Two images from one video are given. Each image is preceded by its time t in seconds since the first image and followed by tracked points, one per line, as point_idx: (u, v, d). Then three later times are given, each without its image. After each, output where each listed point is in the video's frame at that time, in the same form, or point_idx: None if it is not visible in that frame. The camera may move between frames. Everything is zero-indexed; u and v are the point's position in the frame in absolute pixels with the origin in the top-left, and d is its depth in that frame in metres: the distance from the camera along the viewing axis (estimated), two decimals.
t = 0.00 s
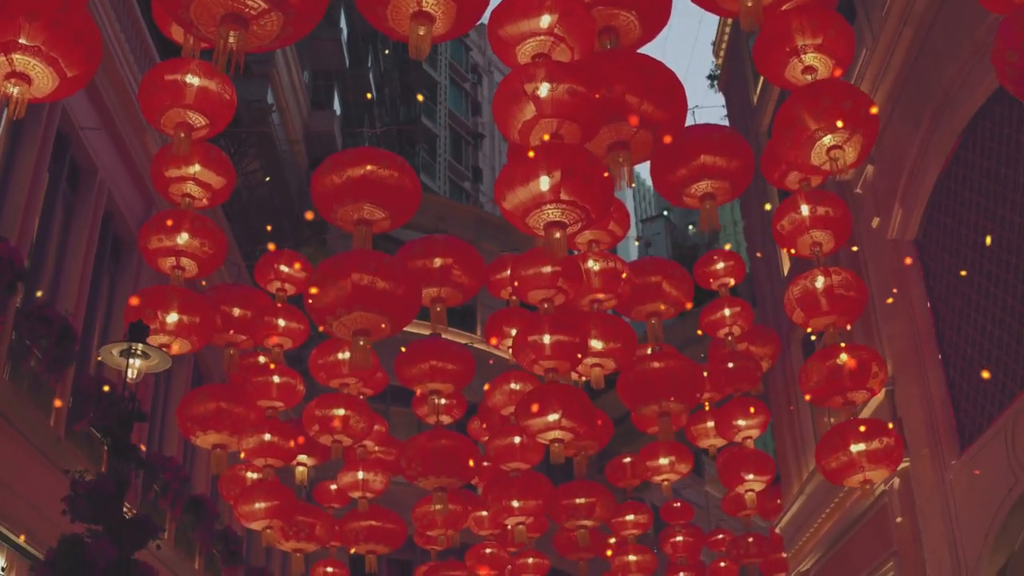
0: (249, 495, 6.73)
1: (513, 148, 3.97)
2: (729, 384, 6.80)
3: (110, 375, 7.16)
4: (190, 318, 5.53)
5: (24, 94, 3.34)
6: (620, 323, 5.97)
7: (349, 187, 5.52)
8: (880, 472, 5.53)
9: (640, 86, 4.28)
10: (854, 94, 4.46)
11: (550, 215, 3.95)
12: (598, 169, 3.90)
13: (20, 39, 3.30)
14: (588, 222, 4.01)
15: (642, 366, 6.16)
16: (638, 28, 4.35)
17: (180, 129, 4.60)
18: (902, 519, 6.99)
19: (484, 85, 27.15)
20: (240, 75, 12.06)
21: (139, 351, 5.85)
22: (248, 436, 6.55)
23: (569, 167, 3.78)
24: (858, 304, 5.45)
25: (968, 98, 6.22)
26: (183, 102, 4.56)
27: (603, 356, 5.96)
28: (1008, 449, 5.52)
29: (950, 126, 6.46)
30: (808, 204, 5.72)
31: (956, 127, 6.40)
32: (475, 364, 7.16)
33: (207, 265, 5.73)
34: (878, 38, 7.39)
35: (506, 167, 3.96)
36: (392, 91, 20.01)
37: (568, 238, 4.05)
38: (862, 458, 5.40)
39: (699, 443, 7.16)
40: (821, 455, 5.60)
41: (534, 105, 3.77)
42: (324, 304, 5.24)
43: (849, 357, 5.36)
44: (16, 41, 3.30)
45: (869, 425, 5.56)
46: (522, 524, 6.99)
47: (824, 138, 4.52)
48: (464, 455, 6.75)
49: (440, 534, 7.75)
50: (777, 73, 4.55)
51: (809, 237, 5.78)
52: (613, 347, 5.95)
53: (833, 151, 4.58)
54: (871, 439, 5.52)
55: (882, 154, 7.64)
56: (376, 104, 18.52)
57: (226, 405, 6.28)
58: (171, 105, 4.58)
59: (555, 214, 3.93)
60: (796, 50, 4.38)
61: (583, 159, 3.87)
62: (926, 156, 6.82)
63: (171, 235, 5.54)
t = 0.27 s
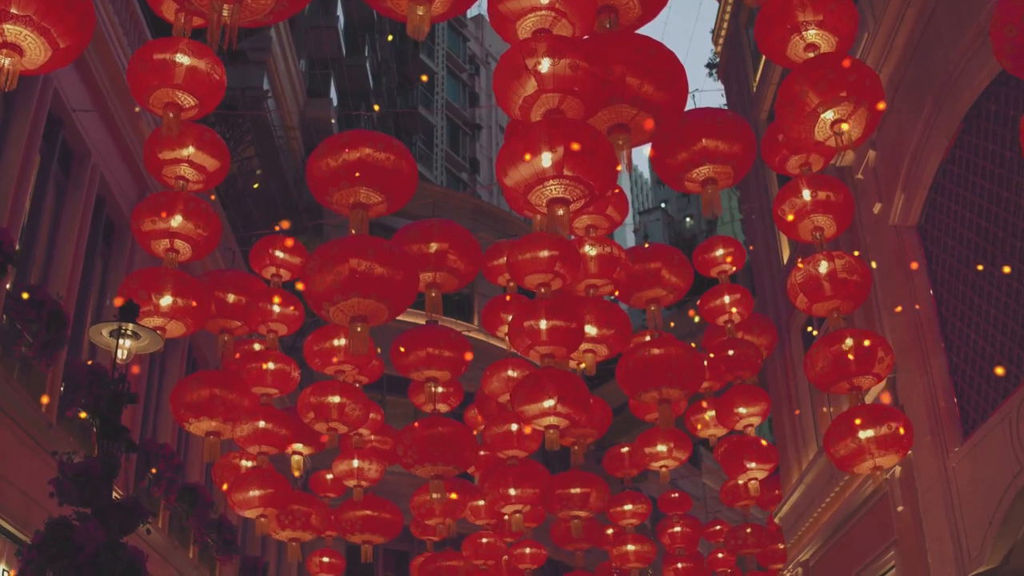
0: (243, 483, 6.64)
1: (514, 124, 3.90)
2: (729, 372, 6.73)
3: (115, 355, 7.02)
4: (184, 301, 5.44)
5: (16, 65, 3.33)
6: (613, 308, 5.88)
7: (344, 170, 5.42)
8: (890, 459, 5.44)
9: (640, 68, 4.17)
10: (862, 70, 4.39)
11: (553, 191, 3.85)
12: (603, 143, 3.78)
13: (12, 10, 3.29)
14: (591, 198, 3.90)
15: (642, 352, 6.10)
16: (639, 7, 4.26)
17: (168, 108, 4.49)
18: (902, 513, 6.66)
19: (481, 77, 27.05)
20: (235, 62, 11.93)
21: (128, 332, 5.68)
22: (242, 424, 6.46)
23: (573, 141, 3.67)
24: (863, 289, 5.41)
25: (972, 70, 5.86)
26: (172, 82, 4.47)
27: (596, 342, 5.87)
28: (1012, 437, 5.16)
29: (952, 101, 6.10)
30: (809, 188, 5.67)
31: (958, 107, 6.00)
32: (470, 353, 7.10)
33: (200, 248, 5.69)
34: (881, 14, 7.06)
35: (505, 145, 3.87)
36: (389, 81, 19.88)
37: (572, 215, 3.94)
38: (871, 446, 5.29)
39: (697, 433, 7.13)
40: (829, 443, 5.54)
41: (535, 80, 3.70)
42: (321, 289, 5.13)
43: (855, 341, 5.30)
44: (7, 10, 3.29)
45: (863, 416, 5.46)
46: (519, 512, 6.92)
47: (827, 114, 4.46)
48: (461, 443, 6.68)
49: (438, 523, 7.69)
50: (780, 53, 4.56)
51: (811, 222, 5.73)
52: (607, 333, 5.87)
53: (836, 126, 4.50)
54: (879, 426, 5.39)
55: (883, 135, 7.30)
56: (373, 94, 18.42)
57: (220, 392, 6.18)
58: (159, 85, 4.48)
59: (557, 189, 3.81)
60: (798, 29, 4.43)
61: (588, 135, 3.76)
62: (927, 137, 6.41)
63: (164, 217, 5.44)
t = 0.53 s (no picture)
0: (240, 469, 6.57)
1: (516, 99, 3.84)
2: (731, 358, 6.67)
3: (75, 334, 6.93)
4: (180, 283, 5.36)
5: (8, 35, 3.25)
6: (613, 294, 5.76)
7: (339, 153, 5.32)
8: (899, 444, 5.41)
9: (647, 47, 4.03)
10: (864, 48, 4.34)
11: (557, 165, 3.79)
12: (608, 116, 3.72)
13: None
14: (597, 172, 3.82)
15: (642, 337, 6.03)
16: None
17: (156, 86, 4.42)
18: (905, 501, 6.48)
19: (479, 67, 26.94)
20: (231, 48, 11.81)
21: (119, 311, 5.66)
22: (238, 410, 6.39)
23: (577, 113, 3.61)
24: (868, 273, 5.38)
25: (979, 50, 5.70)
26: (161, 58, 4.38)
27: (594, 328, 5.76)
28: (1020, 420, 4.98)
29: (959, 82, 5.95)
30: (812, 171, 5.60)
31: (964, 88, 5.91)
32: (468, 341, 7.03)
33: (196, 229, 5.61)
34: None
35: (507, 118, 3.81)
36: (386, 70, 19.74)
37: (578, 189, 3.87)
38: (880, 431, 5.24)
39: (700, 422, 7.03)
40: (836, 429, 5.49)
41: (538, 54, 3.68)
42: (319, 273, 4.99)
43: (860, 325, 5.28)
44: None
45: (869, 402, 5.43)
46: (517, 499, 6.86)
47: (830, 92, 4.39)
48: (459, 429, 6.62)
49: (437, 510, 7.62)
50: (784, 30, 4.58)
51: (814, 205, 5.67)
52: (604, 319, 5.76)
53: (842, 101, 4.40)
54: (885, 411, 5.39)
55: (887, 120, 7.14)
56: (370, 83, 18.32)
57: (214, 377, 6.11)
58: (147, 62, 4.40)
59: (562, 163, 3.75)
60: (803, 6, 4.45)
61: (594, 108, 3.70)
62: (932, 117, 6.30)
63: (160, 199, 5.38)
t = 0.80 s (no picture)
0: (236, 456, 6.49)
1: (518, 75, 3.81)
2: (733, 344, 6.58)
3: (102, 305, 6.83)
4: (178, 263, 5.33)
5: None
6: (613, 279, 5.58)
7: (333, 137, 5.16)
8: (904, 430, 5.35)
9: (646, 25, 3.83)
10: (869, 26, 4.26)
11: (559, 140, 3.75)
12: (613, 91, 3.69)
13: None
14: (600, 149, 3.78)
15: (643, 322, 5.95)
16: None
17: (146, 63, 4.35)
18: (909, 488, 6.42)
19: (477, 56, 26.83)
20: (229, 32, 11.71)
21: (112, 289, 4.92)
22: (235, 396, 6.30)
23: (580, 87, 3.58)
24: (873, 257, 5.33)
25: (985, 31, 5.61)
26: (152, 34, 4.29)
27: (594, 314, 5.58)
28: None
29: (964, 63, 5.85)
30: (815, 154, 5.53)
31: (970, 69, 5.82)
32: (466, 328, 6.94)
33: (193, 210, 5.53)
34: None
35: (509, 92, 3.78)
36: (385, 57, 19.62)
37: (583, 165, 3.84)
38: (885, 417, 5.18)
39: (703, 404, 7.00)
40: (841, 415, 5.43)
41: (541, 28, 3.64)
42: (316, 258, 4.87)
43: (865, 309, 5.22)
44: None
45: (874, 388, 5.38)
46: (516, 486, 6.79)
47: (834, 74, 4.31)
48: (457, 415, 6.55)
49: (435, 498, 7.56)
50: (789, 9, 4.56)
51: (818, 188, 5.60)
52: (605, 304, 5.56)
53: (844, 80, 4.32)
54: (890, 397, 5.33)
55: (890, 103, 7.06)
56: (368, 70, 18.21)
57: (210, 363, 6.03)
58: (138, 37, 4.31)
59: (564, 138, 3.71)
60: None
61: (598, 82, 3.67)
62: (936, 100, 6.22)
63: (155, 180, 5.29)
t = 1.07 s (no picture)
0: (232, 443, 6.42)
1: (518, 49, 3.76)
2: (733, 331, 6.49)
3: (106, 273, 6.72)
4: (174, 244, 5.27)
5: None
6: (617, 265, 5.46)
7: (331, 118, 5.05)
8: (907, 416, 5.28)
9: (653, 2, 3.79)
10: (875, 2, 4.17)
11: (559, 112, 3.69)
12: (615, 64, 3.62)
13: None
14: (600, 123, 3.72)
15: (644, 307, 5.87)
16: None
17: (135, 37, 4.26)
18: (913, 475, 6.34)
19: (476, 45, 26.70)
20: (225, 17, 11.59)
21: (103, 268, 5.11)
22: (232, 382, 6.20)
23: (581, 59, 3.51)
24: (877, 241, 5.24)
25: (994, 9, 5.50)
26: (142, 7, 4.21)
27: (598, 300, 5.47)
28: None
29: (972, 43, 5.75)
30: (819, 136, 5.44)
31: (977, 49, 5.72)
32: (465, 315, 6.87)
33: (189, 190, 5.44)
34: None
35: (509, 65, 3.71)
36: (383, 45, 19.46)
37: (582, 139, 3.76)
38: (888, 401, 5.10)
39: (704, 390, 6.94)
40: (843, 401, 5.35)
41: None
42: (314, 241, 4.79)
43: (869, 293, 5.15)
44: None
45: (876, 373, 5.30)
46: (516, 472, 6.72)
47: (838, 56, 4.23)
48: (454, 401, 6.49)
49: (434, 486, 7.49)
50: None
51: (822, 171, 5.51)
52: (609, 290, 5.46)
53: (848, 63, 4.25)
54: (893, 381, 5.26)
55: (894, 85, 6.95)
56: (366, 58, 18.09)
57: (205, 349, 5.93)
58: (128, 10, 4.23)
59: (564, 111, 3.64)
60: None
61: (599, 54, 3.60)
62: (942, 80, 6.12)
63: (151, 161, 5.19)
